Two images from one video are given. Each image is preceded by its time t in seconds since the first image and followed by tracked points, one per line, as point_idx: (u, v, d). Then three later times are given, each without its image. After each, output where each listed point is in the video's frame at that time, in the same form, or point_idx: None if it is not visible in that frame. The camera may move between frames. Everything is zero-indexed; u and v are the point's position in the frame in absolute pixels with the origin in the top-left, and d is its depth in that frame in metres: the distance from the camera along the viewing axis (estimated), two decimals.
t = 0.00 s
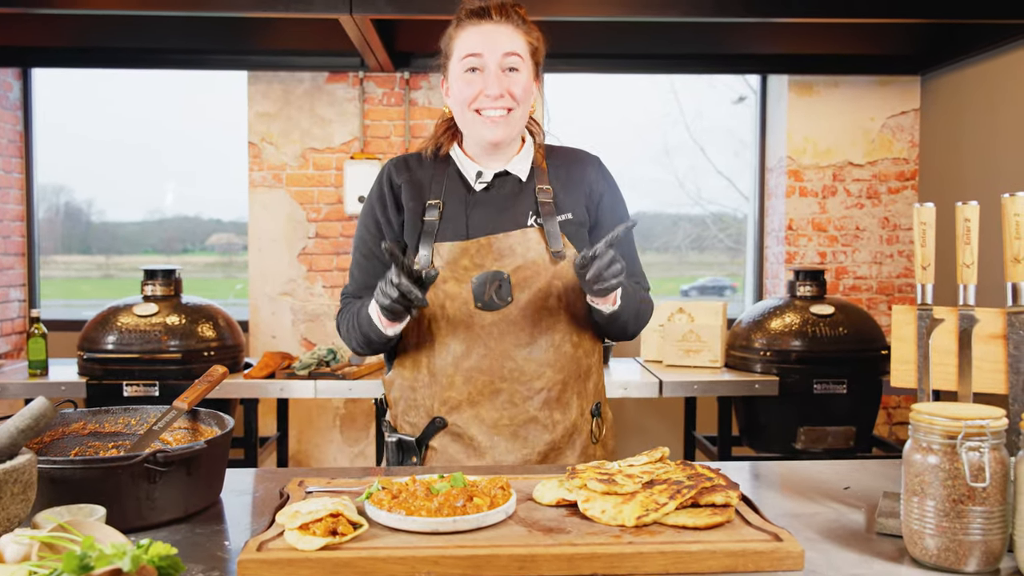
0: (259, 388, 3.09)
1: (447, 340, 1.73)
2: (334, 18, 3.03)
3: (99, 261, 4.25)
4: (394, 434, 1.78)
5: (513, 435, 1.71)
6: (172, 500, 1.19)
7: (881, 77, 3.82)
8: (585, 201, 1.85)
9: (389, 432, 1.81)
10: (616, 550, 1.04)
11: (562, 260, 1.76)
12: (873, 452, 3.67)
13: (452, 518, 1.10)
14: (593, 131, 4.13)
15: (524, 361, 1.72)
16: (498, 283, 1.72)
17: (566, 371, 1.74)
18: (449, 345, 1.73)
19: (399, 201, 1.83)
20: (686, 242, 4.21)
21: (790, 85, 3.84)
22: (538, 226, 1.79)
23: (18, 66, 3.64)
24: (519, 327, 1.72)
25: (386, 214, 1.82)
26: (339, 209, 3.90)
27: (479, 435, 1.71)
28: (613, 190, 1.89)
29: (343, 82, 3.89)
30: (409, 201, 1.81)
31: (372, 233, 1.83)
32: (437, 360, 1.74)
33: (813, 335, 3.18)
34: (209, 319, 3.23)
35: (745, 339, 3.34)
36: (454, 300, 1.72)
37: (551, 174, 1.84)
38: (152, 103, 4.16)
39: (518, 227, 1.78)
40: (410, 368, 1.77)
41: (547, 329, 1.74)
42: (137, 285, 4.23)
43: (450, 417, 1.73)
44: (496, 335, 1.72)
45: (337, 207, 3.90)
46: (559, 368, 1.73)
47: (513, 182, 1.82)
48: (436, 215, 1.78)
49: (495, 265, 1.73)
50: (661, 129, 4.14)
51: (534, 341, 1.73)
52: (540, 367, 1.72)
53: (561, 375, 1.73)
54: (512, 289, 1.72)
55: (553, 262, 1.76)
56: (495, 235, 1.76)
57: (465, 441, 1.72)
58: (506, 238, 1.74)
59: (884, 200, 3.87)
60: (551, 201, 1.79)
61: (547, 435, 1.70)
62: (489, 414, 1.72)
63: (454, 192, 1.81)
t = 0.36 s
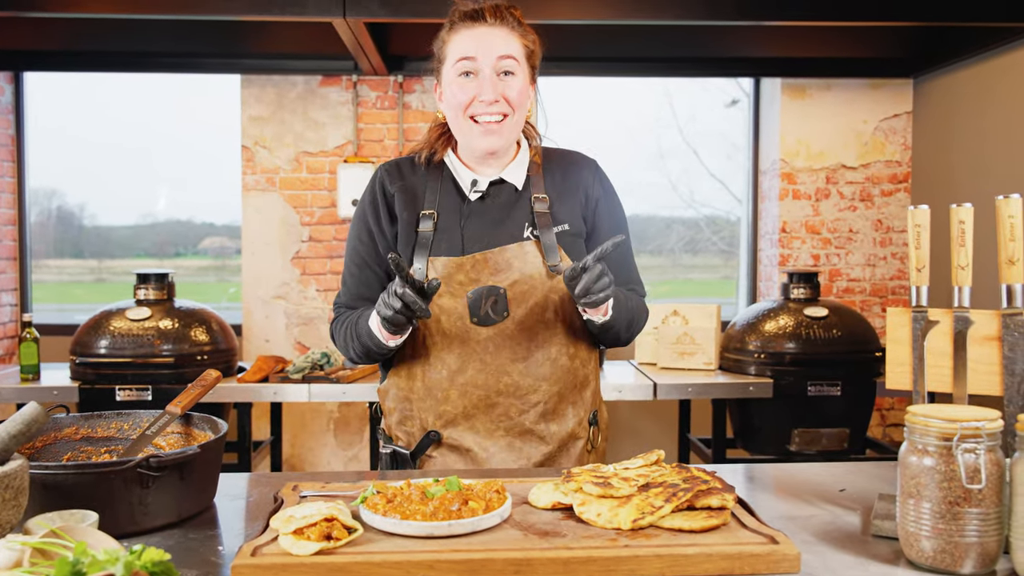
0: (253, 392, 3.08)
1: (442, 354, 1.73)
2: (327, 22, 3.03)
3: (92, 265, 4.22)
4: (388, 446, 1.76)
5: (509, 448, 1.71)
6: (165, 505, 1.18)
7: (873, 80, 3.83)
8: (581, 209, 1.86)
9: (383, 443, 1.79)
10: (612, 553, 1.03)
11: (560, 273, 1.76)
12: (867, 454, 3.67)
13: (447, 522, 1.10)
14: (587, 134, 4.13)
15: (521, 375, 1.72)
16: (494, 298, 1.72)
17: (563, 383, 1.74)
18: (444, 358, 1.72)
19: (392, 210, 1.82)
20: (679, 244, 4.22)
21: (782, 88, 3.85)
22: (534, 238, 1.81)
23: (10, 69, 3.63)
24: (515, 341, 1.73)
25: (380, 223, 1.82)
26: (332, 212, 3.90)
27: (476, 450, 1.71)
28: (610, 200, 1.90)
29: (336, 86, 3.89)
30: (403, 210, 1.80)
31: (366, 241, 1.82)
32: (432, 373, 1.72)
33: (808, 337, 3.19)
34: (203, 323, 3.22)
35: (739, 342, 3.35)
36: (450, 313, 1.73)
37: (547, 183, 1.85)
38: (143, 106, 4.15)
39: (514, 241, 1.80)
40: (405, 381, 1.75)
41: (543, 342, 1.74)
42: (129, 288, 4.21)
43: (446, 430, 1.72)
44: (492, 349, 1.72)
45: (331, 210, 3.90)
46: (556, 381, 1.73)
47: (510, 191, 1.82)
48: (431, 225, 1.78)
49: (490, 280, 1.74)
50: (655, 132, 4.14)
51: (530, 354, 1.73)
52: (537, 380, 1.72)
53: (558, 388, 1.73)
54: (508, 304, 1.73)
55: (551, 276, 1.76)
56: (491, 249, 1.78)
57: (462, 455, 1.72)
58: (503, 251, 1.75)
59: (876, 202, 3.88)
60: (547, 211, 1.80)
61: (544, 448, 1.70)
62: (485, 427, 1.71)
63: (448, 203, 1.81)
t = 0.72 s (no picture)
0: (250, 394, 3.08)
1: (442, 357, 1.72)
2: (324, 23, 3.03)
3: (87, 267, 4.20)
4: (388, 450, 1.78)
5: (510, 451, 1.72)
6: (163, 508, 1.18)
7: (870, 81, 3.84)
8: (581, 210, 1.85)
9: (383, 447, 1.80)
10: (612, 556, 1.03)
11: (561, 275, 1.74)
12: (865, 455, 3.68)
13: (447, 525, 1.09)
14: (584, 135, 4.14)
15: (522, 378, 1.72)
16: (495, 300, 1.71)
17: (564, 386, 1.74)
18: (444, 362, 1.72)
19: (391, 212, 1.82)
20: (676, 246, 4.22)
21: (779, 90, 3.85)
22: (534, 239, 1.80)
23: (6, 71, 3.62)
24: (516, 343, 1.72)
25: (379, 226, 1.81)
26: (329, 214, 3.89)
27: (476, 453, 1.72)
28: (610, 201, 1.90)
29: (333, 87, 3.89)
30: (402, 212, 1.80)
31: (364, 243, 1.81)
32: (432, 377, 1.72)
33: (805, 338, 3.19)
34: (199, 325, 3.21)
35: (737, 343, 3.35)
36: (450, 316, 1.71)
37: (546, 184, 1.85)
38: (140, 108, 4.14)
39: (515, 242, 1.79)
40: (405, 385, 1.75)
41: (544, 346, 1.74)
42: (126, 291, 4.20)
43: (446, 434, 1.72)
44: (493, 353, 1.72)
45: (328, 212, 3.89)
46: (557, 384, 1.73)
47: (509, 192, 1.82)
48: (430, 227, 1.77)
49: (491, 281, 1.72)
50: (652, 133, 4.15)
51: (531, 358, 1.73)
52: (538, 383, 1.72)
53: (559, 391, 1.74)
54: (509, 306, 1.72)
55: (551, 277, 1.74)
56: (491, 251, 1.77)
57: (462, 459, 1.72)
58: (504, 253, 1.73)
59: (873, 203, 3.89)
60: (547, 212, 1.80)
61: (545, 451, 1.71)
62: (486, 431, 1.72)
63: (448, 205, 1.80)
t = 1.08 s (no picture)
0: (252, 398, 3.07)
1: (444, 359, 1.72)
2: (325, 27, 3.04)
3: (88, 271, 4.21)
4: (388, 456, 1.77)
5: (514, 454, 1.72)
6: (168, 513, 1.17)
7: (869, 83, 3.84)
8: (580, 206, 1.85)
9: (382, 452, 1.80)
10: (619, 560, 1.03)
11: (563, 272, 1.77)
12: (866, 458, 3.67)
13: (452, 529, 1.09)
14: (583, 138, 4.14)
15: (525, 379, 1.71)
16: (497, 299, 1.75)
17: (567, 387, 1.74)
18: (446, 364, 1.72)
19: (391, 209, 1.82)
20: (675, 248, 4.22)
21: (779, 93, 3.86)
22: (536, 237, 1.80)
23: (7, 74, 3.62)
24: (518, 344, 1.72)
25: (381, 223, 1.80)
26: (329, 218, 3.90)
27: (479, 457, 1.71)
28: (607, 196, 1.90)
29: (333, 91, 3.89)
30: (403, 210, 1.80)
31: (365, 242, 1.80)
32: (434, 380, 1.72)
33: (806, 340, 3.19)
34: (201, 329, 3.21)
35: (738, 345, 3.36)
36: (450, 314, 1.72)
37: (544, 180, 1.84)
38: (139, 112, 4.14)
39: (516, 240, 1.79)
40: (406, 388, 1.74)
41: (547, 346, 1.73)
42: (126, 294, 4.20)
43: (448, 438, 1.72)
44: (495, 354, 1.71)
45: (328, 216, 3.89)
46: (560, 385, 1.73)
47: (509, 190, 1.82)
48: (430, 226, 1.78)
49: (492, 281, 1.76)
50: (651, 136, 4.15)
51: (534, 359, 1.72)
52: (541, 385, 1.71)
53: (562, 392, 1.74)
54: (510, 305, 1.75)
55: (552, 274, 1.77)
56: (492, 249, 1.77)
57: (464, 463, 1.72)
58: (506, 252, 1.77)
59: (873, 206, 3.89)
60: (547, 209, 1.80)
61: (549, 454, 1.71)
62: (489, 434, 1.71)
63: (447, 203, 1.81)
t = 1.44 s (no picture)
0: (251, 408, 3.07)
1: (431, 370, 1.70)
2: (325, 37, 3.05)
3: (85, 280, 4.20)
4: (372, 469, 1.76)
5: (503, 468, 1.72)
6: (168, 526, 1.17)
7: (867, 93, 3.85)
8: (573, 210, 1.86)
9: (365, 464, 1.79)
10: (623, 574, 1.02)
11: (556, 278, 1.77)
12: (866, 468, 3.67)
13: (455, 543, 1.09)
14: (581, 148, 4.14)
15: (515, 391, 1.71)
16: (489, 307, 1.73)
17: (557, 399, 1.74)
18: (434, 374, 1.70)
19: (378, 211, 1.80)
20: (673, 257, 4.23)
21: (778, 103, 3.87)
22: (528, 242, 1.81)
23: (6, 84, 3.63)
24: (508, 354, 1.71)
25: (368, 228, 1.78)
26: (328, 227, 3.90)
27: (466, 470, 1.72)
28: (599, 198, 1.91)
29: (333, 100, 3.89)
30: (391, 212, 1.79)
31: (350, 248, 1.77)
32: (421, 390, 1.71)
33: (805, 350, 3.19)
34: (200, 338, 3.21)
35: (737, 355, 3.35)
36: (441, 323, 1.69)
37: (536, 185, 1.86)
38: (138, 121, 4.14)
39: (507, 245, 1.80)
40: (391, 399, 1.73)
41: (538, 357, 1.73)
42: (124, 303, 4.19)
43: (435, 450, 1.71)
44: (484, 364, 1.70)
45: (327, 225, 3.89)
46: (551, 397, 1.73)
47: (500, 194, 1.83)
48: (420, 229, 1.77)
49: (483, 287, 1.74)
50: (648, 145, 4.16)
51: (525, 370, 1.71)
52: (532, 397, 1.71)
53: (553, 405, 1.74)
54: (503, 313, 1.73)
55: (546, 281, 1.77)
56: (483, 254, 1.77)
57: (451, 475, 1.72)
58: (497, 256, 1.75)
59: (872, 215, 3.90)
60: (539, 213, 1.81)
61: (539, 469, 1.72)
62: (477, 447, 1.71)
63: (437, 206, 1.80)
